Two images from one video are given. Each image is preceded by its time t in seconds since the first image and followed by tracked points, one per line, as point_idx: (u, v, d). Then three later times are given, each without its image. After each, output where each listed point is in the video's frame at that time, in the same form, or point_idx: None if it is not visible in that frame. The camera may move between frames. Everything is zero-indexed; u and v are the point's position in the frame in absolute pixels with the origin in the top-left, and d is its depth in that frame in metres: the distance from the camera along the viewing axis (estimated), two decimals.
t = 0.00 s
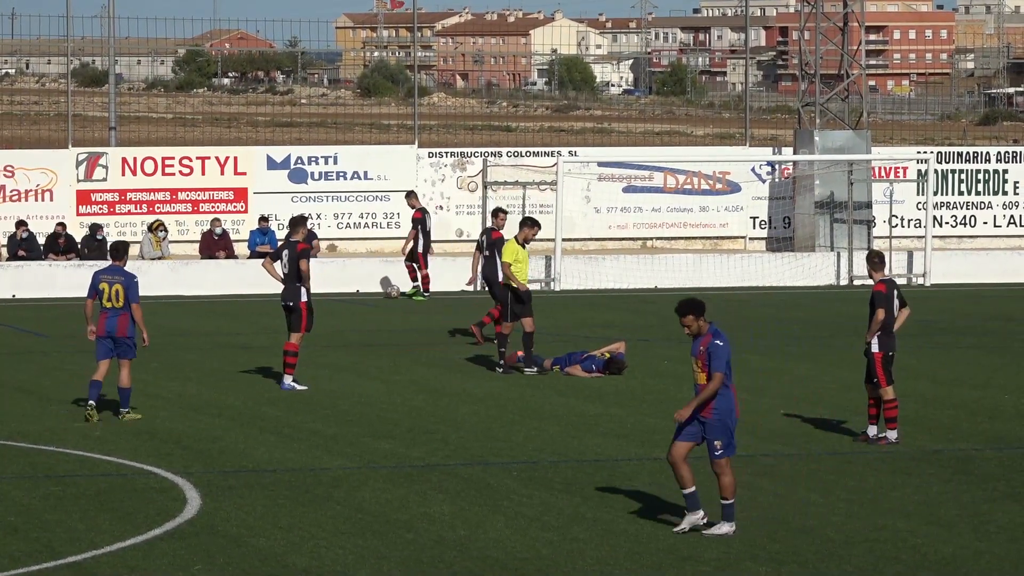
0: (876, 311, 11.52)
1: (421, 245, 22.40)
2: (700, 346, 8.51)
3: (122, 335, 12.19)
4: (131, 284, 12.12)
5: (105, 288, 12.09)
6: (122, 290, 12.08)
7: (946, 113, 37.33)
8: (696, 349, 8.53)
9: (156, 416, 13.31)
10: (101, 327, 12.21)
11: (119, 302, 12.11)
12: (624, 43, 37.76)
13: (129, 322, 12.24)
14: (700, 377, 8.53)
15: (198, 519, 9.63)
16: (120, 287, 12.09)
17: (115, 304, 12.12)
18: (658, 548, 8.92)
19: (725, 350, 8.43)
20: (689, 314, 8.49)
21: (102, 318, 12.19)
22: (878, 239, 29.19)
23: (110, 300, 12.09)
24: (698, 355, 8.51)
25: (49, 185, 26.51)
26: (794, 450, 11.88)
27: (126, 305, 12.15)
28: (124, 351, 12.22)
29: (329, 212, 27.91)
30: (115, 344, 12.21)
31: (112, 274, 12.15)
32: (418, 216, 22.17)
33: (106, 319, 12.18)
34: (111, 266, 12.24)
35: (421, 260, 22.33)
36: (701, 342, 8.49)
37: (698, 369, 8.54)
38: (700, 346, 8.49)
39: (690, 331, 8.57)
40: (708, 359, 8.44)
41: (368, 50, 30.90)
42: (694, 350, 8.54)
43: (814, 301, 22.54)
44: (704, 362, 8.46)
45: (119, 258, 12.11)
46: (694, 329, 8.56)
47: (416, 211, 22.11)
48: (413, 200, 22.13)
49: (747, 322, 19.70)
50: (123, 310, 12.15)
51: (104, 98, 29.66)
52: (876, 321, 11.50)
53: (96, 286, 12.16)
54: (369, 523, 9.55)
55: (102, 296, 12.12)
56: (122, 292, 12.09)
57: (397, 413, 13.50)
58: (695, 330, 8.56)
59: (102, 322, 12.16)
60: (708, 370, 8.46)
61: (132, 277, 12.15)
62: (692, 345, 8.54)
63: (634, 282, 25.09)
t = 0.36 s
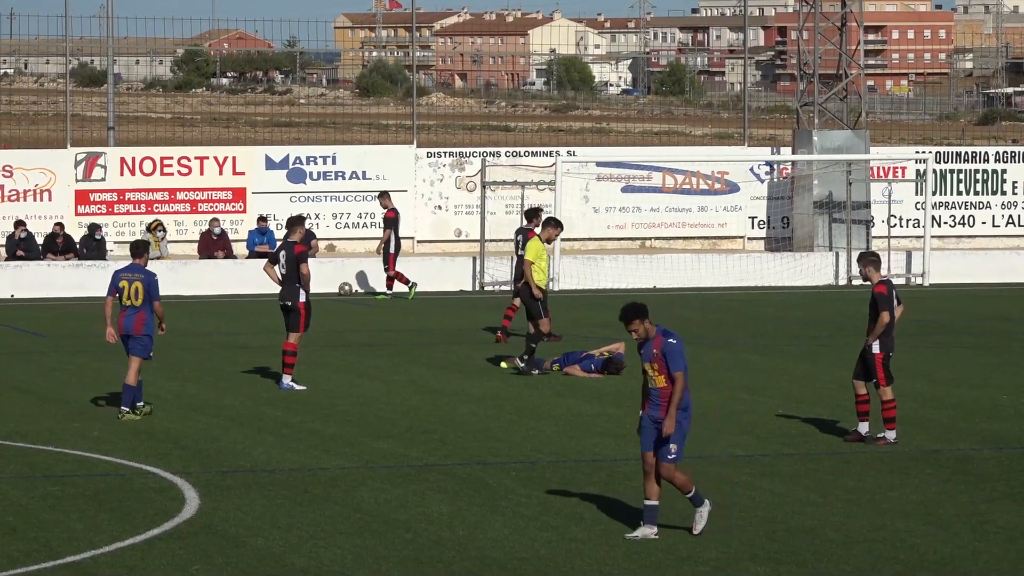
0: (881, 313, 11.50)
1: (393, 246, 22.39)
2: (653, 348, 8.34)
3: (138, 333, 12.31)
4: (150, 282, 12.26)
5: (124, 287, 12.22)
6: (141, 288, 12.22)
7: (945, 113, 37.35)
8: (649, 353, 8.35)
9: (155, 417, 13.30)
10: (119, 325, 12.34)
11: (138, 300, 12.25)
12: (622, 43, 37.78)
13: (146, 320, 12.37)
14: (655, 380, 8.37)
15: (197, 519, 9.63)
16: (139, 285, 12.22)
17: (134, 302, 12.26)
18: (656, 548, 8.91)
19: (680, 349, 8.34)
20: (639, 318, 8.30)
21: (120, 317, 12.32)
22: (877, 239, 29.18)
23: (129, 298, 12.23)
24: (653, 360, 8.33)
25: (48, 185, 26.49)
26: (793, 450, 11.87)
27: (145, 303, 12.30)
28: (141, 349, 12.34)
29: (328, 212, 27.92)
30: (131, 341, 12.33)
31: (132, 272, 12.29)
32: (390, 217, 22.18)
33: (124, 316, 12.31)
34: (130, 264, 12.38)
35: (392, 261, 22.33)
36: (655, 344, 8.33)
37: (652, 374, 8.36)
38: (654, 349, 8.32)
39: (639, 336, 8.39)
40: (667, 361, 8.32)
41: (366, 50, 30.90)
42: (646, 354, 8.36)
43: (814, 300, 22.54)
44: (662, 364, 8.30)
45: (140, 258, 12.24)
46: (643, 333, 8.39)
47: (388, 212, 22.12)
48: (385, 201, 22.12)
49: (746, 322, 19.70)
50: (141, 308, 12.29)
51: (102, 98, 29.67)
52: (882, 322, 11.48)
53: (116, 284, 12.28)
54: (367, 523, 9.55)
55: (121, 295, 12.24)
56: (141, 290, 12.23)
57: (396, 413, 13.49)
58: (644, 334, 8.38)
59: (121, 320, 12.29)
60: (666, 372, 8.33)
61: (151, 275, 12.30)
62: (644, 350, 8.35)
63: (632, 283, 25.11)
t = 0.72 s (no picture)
0: (881, 319, 11.35)
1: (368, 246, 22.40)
2: (629, 355, 8.34)
3: (157, 329, 12.63)
4: (162, 278, 12.52)
5: (140, 285, 12.57)
6: (155, 285, 12.51)
7: (943, 112, 37.36)
8: (624, 359, 8.34)
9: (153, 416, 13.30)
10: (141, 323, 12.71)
11: (153, 298, 12.54)
12: (620, 43, 37.77)
13: (165, 317, 12.65)
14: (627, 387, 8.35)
15: (196, 519, 9.63)
16: (152, 282, 12.52)
17: (150, 299, 12.56)
18: (654, 548, 8.91)
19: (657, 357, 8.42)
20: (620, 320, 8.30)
21: (141, 314, 12.68)
22: (875, 239, 29.22)
23: (146, 295, 12.56)
24: (629, 365, 8.32)
25: (45, 185, 26.46)
26: (790, 450, 11.87)
27: (160, 299, 12.56)
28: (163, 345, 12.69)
29: (326, 212, 27.95)
30: (154, 338, 12.68)
31: (147, 270, 12.62)
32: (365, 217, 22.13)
33: (145, 314, 12.66)
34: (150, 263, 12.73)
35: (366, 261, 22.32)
36: (632, 351, 8.33)
37: (626, 379, 8.34)
38: (631, 355, 8.33)
39: (615, 341, 8.35)
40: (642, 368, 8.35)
41: (364, 50, 30.91)
42: (621, 360, 8.33)
43: (813, 301, 22.53)
44: (640, 370, 8.32)
45: (155, 255, 12.58)
46: (618, 340, 8.37)
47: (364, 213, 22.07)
48: (360, 202, 22.02)
49: (744, 322, 19.71)
50: (157, 305, 12.57)
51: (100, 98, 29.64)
52: (883, 328, 11.32)
53: (136, 283, 12.66)
54: (366, 523, 9.55)
55: (140, 293, 12.61)
56: (155, 287, 12.51)
57: (394, 413, 13.49)
58: (619, 340, 8.36)
59: (141, 318, 12.66)
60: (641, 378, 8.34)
61: (165, 272, 12.56)
62: (620, 355, 8.33)
63: (630, 283, 25.13)
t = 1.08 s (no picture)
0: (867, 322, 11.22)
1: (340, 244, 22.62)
2: (606, 354, 8.24)
3: (183, 331, 12.56)
4: (190, 281, 12.50)
5: (168, 286, 12.53)
6: (183, 286, 12.47)
7: (941, 112, 37.39)
8: (601, 358, 8.24)
9: (151, 416, 13.28)
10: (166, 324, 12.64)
11: (180, 299, 12.50)
12: (618, 43, 37.80)
13: (191, 320, 12.59)
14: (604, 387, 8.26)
15: (193, 519, 9.62)
16: (180, 284, 12.49)
17: (178, 301, 12.52)
18: (651, 548, 8.91)
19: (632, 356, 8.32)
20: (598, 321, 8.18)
21: (166, 315, 12.62)
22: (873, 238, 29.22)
23: (173, 296, 12.51)
24: (606, 365, 8.23)
25: (44, 185, 26.47)
26: (788, 450, 11.86)
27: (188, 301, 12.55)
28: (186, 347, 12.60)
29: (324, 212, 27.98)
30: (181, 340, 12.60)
31: (175, 271, 12.59)
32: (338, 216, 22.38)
33: (171, 315, 12.60)
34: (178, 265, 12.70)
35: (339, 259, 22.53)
36: (610, 351, 8.23)
37: (603, 380, 8.25)
38: (608, 355, 8.23)
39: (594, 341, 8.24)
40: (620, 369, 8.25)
41: (362, 49, 30.92)
42: (598, 359, 8.24)
43: (811, 301, 22.53)
44: (617, 370, 8.23)
45: (184, 256, 12.57)
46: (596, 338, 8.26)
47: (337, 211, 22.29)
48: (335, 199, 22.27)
49: (742, 322, 19.70)
50: (184, 307, 12.52)
51: (98, 98, 29.64)
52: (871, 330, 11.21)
53: (163, 284, 12.62)
54: (364, 523, 9.54)
55: (167, 294, 12.58)
56: (182, 289, 12.49)
57: (393, 413, 13.49)
58: (598, 338, 8.26)
59: (167, 318, 12.59)
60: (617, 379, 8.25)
61: (193, 274, 12.53)
62: (597, 355, 8.23)
63: (627, 283, 25.12)
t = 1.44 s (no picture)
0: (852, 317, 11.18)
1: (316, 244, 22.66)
2: (572, 356, 8.03)
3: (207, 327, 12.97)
4: (216, 277, 12.96)
5: (195, 283, 13.00)
6: (209, 282, 12.93)
7: (940, 113, 37.42)
8: (567, 360, 8.03)
9: (150, 417, 13.28)
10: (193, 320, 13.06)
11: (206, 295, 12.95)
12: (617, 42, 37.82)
13: (217, 315, 13.01)
14: (572, 391, 8.04)
15: (192, 519, 9.61)
16: (206, 280, 12.94)
17: (203, 297, 12.96)
18: (650, 548, 8.91)
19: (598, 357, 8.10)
20: (560, 323, 7.97)
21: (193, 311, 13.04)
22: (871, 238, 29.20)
23: (201, 293, 12.96)
24: (573, 368, 8.02)
25: (42, 185, 26.47)
26: (788, 450, 11.86)
27: (215, 297, 12.99)
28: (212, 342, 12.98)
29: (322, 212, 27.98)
30: (204, 335, 13.02)
31: (200, 269, 13.06)
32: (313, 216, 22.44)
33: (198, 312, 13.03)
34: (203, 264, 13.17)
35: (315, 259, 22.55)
36: (575, 352, 8.03)
37: (570, 383, 8.03)
38: (574, 357, 8.03)
39: (557, 342, 8.02)
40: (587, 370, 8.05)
41: (361, 49, 30.94)
42: (564, 362, 8.03)
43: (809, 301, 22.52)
44: (582, 372, 8.02)
45: (211, 253, 13.00)
46: (560, 340, 8.04)
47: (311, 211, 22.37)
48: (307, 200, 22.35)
49: (741, 322, 19.71)
50: (210, 303, 12.96)
51: (97, 97, 29.64)
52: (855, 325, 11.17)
53: (189, 282, 13.07)
54: (362, 523, 9.54)
55: (193, 290, 13.03)
56: (208, 285, 12.94)
57: (391, 413, 13.49)
58: (561, 340, 8.04)
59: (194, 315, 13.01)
60: (585, 381, 8.04)
61: (218, 271, 12.98)
62: (562, 358, 8.02)
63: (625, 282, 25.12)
